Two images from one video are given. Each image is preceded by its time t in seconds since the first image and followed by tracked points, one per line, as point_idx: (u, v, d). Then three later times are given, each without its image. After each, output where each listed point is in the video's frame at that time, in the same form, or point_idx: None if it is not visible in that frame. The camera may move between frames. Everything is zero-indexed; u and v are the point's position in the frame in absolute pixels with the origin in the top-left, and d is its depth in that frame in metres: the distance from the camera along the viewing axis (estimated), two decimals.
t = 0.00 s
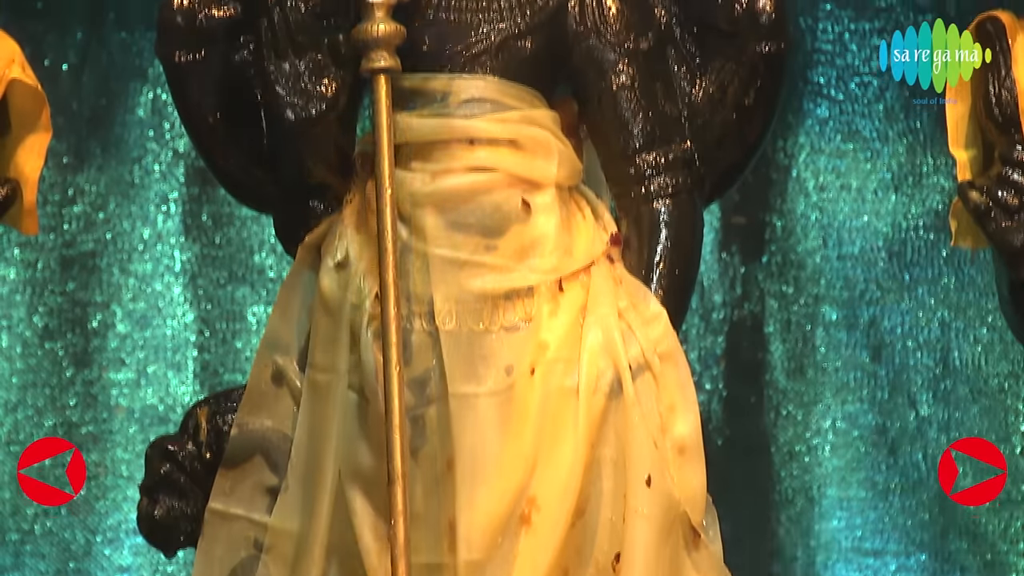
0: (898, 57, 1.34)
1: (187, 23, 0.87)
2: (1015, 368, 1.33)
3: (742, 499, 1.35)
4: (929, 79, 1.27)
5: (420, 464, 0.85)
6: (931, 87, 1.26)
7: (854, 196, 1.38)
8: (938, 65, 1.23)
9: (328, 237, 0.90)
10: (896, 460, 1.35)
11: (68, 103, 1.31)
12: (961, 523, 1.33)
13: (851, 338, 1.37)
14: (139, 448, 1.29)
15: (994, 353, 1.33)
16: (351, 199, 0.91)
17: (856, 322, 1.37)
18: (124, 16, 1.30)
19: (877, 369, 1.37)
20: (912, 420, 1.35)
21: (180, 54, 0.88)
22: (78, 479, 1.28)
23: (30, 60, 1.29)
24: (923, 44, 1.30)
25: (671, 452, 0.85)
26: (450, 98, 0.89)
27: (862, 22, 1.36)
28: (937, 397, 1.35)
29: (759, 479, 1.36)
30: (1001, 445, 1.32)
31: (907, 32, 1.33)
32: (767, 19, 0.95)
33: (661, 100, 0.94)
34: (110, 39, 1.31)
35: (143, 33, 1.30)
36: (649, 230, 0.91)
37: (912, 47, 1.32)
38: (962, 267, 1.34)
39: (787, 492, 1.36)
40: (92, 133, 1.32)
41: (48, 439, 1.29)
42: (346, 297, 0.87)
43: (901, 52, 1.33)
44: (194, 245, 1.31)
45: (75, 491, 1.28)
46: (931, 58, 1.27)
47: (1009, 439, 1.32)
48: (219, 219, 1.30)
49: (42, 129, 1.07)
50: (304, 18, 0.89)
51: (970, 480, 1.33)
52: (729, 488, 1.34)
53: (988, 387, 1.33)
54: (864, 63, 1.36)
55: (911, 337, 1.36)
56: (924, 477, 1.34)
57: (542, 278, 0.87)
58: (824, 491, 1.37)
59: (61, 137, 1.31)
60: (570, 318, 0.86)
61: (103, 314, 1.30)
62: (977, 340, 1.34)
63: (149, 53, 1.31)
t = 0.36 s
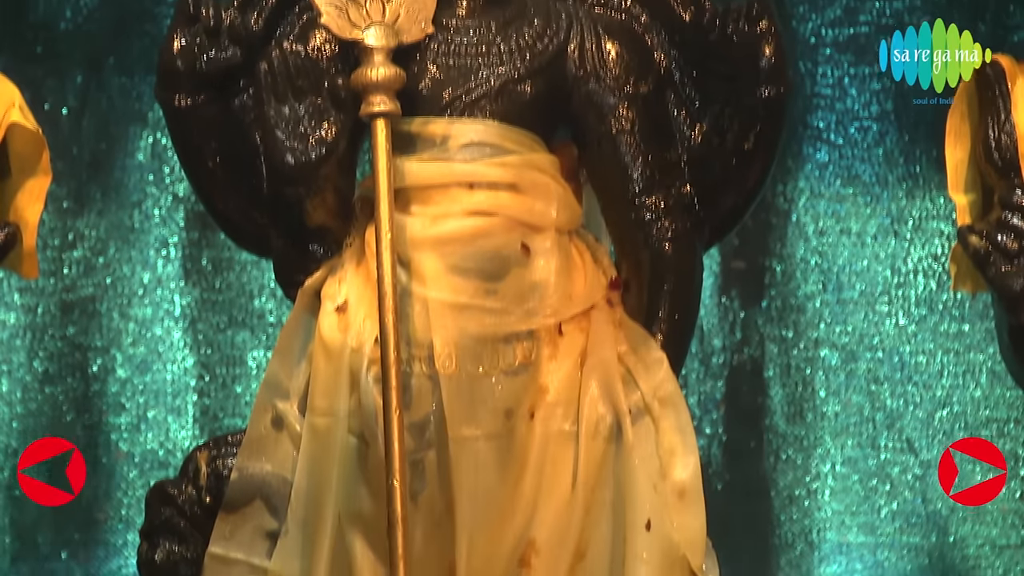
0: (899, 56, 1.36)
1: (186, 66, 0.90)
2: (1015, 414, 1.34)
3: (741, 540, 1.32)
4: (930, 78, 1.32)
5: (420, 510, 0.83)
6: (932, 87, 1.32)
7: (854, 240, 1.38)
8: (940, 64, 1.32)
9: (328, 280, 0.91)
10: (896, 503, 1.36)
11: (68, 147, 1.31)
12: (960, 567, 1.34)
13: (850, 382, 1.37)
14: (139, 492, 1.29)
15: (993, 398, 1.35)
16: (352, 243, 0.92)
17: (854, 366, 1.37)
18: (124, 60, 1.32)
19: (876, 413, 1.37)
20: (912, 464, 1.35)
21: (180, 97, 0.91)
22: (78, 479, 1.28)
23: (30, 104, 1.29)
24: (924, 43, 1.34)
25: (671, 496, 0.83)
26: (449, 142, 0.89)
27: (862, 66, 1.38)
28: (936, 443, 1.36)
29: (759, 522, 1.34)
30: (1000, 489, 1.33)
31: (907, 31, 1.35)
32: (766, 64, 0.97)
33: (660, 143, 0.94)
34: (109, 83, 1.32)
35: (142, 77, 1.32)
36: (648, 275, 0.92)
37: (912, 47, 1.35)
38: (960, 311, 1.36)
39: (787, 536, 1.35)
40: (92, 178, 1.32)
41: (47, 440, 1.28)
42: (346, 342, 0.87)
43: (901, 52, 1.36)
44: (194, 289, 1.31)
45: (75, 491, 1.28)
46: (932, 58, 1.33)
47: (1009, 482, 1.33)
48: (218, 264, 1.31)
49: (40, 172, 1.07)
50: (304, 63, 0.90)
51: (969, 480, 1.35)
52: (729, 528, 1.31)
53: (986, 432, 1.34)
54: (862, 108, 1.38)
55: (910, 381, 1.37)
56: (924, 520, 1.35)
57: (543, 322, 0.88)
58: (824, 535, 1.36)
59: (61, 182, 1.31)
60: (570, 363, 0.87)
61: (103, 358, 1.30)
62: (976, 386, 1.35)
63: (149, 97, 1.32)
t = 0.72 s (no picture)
0: (898, 57, 1.36)
1: (188, 113, 0.90)
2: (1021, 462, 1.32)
3: None
4: (930, 79, 1.33)
5: (423, 557, 0.85)
6: (932, 88, 1.33)
7: (856, 288, 1.38)
8: (940, 64, 1.32)
9: (330, 328, 0.91)
10: (898, 551, 1.34)
11: (69, 195, 1.32)
12: None
13: (853, 430, 1.36)
14: (140, 540, 1.28)
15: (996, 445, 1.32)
16: (354, 291, 0.92)
17: (857, 415, 1.36)
18: (125, 108, 1.33)
19: (877, 461, 1.35)
20: (914, 511, 1.34)
21: (181, 146, 0.91)
22: (78, 479, 1.28)
23: (32, 150, 1.29)
24: (924, 42, 1.34)
25: (673, 544, 0.84)
26: (451, 190, 0.89)
27: (863, 114, 1.38)
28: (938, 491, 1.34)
29: (761, 570, 1.32)
30: (1001, 536, 1.31)
31: (906, 30, 1.35)
32: (768, 111, 0.96)
33: (663, 191, 0.94)
34: (111, 130, 1.33)
35: (144, 124, 1.32)
36: (651, 323, 0.92)
37: (911, 47, 1.35)
38: (962, 359, 1.35)
39: None
40: (93, 226, 1.33)
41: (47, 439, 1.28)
42: (348, 390, 0.87)
43: (901, 53, 1.35)
44: (196, 337, 1.32)
45: (75, 491, 1.28)
46: (932, 58, 1.33)
47: (1010, 530, 1.31)
48: (220, 311, 1.31)
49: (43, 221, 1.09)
50: (306, 110, 0.91)
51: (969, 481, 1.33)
52: None
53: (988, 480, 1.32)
54: (864, 155, 1.38)
55: (914, 428, 1.35)
56: (927, 567, 1.34)
57: (545, 369, 0.87)
58: None
59: (62, 230, 1.31)
60: (571, 412, 0.87)
61: (104, 407, 1.30)
62: (979, 434, 1.33)
63: (150, 145, 1.32)
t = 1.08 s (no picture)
0: (898, 56, 1.36)
1: (187, 154, 0.90)
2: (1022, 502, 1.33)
3: None
4: (930, 78, 1.36)
5: None
6: (932, 88, 1.36)
7: (854, 328, 1.37)
8: (940, 64, 1.36)
9: (329, 368, 0.91)
10: None
11: (68, 236, 1.33)
12: None
13: (851, 471, 1.35)
14: None
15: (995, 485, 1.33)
16: (353, 331, 0.91)
17: (855, 455, 1.35)
18: (125, 149, 1.34)
19: (876, 501, 1.34)
20: (914, 551, 1.34)
21: (180, 186, 0.91)
22: (78, 480, 1.29)
23: (31, 193, 1.32)
24: (923, 43, 1.36)
25: None
26: (451, 230, 0.89)
27: (862, 155, 1.38)
28: (937, 531, 1.34)
29: None
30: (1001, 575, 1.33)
31: (905, 30, 1.36)
32: (766, 152, 0.95)
33: (662, 231, 0.95)
34: (110, 171, 1.33)
35: (143, 165, 1.33)
36: (650, 362, 0.92)
37: (911, 48, 1.36)
38: (960, 400, 1.35)
39: None
40: (93, 266, 1.33)
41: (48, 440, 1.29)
42: (346, 430, 0.87)
43: (902, 52, 1.36)
44: (195, 377, 1.31)
45: (75, 491, 1.29)
46: (932, 58, 1.36)
47: (1009, 569, 1.33)
48: (219, 351, 1.31)
49: (41, 256, 1.08)
50: (305, 150, 0.92)
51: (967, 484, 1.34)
52: None
53: (986, 519, 1.33)
54: (864, 196, 1.38)
55: (913, 468, 1.35)
56: None
57: (544, 410, 0.87)
58: None
59: (61, 270, 1.32)
60: (570, 452, 0.87)
61: (103, 447, 1.30)
62: (977, 473, 1.34)
63: (149, 186, 1.33)
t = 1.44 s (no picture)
0: (899, 57, 1.34)
1: (190, 190, 0.91)
2: None
3: None
4: (930, 78, 1.35)
5: None
6: (932, 88, 1.35)
7: (857, 363, 1.36)
8: (940, 63, 1.35)
9: (332, 404, 0.91)
10: None
11: (71, 272, 1.31)
12: None
13: (853, 506, 1.35)
14: None
15: (997, 521, 1.33)
16: (356, 366, 0.92)
17: (857, 490, 1.35)
18: (127, 185, 1.32)
19: (878, 536, 1.34)
20: None
21: (183, 223, 0.92)
22: (78, 480, 1.29)
23: (34, 230, 1.30)
24: (923, 43, 1.34)
25: None
26: (453, 265, 0.90)
27: (865, 191, 1.37)
28: (939, 566, 1.34)
29: None
30: None
31: (905, 30, 1.34)
32: (770, 188, 0.96)
33: (665, 266, 0.95)
34: (113, 208, 1.32)
35: (146, 202, 1.32)
36: (653, 397, 0.92)
37: (911, 48, 1.34)
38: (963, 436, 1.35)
39: None
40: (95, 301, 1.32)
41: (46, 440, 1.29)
42: (349, 466, 0.87)
43: (902, 53, 1.34)
44: (198, 414, 1.31)
45: (75, 491, 1.29)
46: (932, 58, 1.35)
47: None
48: (222, 388, 1.31)
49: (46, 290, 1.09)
50: (307, 186, 0.94)
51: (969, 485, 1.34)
52: None
53: (988, 555, 1.33)
54: (866, 233, 1.37)
55: (915, 504, 1.34)
56: None
57: (546, 445, 0.87)
58: None
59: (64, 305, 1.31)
60: (574, 486, 0.88)
61: (106, 482, 1.29)
62: (979, 509, 1.33)
63: (152, 223, 1.32)
